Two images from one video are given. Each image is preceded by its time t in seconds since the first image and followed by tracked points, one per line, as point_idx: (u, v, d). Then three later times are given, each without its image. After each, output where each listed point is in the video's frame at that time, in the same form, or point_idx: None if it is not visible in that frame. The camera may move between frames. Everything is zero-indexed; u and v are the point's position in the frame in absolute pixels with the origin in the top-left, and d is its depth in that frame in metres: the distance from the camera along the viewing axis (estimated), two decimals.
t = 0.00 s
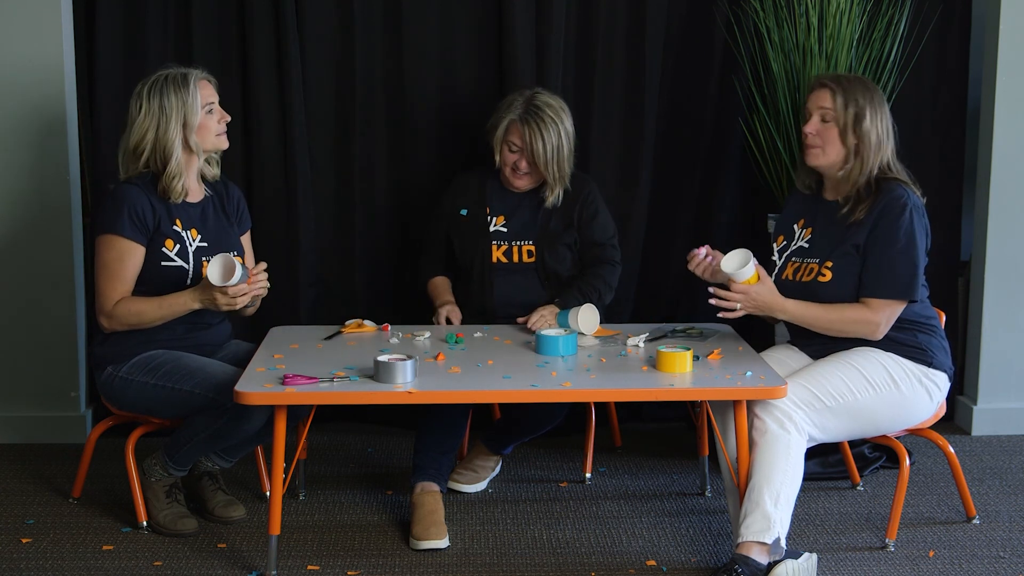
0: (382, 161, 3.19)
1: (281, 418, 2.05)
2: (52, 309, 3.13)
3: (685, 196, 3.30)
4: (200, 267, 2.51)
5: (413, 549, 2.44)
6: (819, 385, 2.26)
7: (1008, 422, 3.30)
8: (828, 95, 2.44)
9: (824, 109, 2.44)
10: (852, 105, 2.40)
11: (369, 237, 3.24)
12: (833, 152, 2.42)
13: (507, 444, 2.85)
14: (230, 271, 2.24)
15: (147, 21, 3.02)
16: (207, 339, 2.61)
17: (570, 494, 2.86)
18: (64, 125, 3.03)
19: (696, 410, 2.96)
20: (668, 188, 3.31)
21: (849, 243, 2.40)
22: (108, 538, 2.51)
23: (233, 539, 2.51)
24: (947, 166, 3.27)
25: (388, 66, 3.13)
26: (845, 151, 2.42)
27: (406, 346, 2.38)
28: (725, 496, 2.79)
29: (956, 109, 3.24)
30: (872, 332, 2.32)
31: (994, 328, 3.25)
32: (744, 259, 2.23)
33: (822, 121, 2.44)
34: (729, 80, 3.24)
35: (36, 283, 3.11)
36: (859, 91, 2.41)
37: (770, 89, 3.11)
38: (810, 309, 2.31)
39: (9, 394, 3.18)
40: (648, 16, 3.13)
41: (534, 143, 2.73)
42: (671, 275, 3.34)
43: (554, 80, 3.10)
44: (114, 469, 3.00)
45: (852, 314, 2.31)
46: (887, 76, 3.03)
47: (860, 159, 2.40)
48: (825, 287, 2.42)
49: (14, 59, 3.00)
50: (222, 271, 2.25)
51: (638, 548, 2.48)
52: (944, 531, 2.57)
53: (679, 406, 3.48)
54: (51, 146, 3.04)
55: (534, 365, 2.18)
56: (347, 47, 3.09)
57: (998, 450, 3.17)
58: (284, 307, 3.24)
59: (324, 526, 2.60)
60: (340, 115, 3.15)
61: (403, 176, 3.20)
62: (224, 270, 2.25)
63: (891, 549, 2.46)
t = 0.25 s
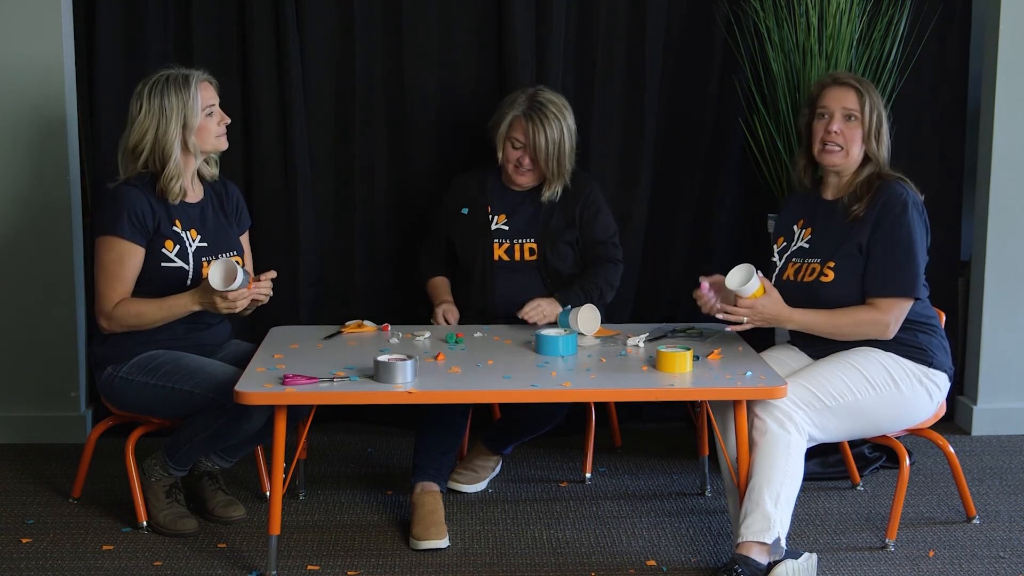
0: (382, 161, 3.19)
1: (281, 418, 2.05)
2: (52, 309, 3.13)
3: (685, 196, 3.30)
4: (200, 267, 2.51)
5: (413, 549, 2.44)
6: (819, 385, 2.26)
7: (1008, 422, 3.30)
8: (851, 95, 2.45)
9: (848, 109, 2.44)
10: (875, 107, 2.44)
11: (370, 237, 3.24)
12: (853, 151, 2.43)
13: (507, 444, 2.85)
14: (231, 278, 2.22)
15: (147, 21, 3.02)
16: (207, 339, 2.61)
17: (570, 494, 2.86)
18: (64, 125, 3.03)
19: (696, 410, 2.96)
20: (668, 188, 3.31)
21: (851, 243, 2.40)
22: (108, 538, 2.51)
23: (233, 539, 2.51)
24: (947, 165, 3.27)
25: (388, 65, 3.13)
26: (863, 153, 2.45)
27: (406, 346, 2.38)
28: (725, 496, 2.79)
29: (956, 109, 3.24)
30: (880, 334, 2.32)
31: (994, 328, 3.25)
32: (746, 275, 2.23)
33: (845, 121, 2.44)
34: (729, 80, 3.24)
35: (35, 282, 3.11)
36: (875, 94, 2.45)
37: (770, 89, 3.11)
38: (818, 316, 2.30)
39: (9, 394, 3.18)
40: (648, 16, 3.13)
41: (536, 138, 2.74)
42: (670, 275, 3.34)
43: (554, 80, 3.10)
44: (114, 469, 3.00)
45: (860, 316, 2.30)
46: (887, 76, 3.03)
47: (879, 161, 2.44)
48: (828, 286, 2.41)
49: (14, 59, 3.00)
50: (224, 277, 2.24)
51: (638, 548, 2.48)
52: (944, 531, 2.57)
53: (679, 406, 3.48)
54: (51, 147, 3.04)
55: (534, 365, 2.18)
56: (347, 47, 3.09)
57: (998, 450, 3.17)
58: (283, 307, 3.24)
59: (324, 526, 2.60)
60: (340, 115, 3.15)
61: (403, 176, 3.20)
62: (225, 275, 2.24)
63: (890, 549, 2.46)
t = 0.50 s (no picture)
0: (382, 161, 3.19)
1: (281, 418, 2.05)
2: (52, 309, 3.13)
3: (685, 196, 3.30)
4: (200, 267, 2.51)
5: (413, 549, 2.44)
6: (819, 384, 2.26)
7: (1008, 422, 3.30)
8: (850, 95, 2.46)
9: (847, 109, 2.45)
10: (873, 107, 2.44)
11: (370, 237, 3.24)
12: (851, 151, 2.44)
13: (507, 444, 2.85)
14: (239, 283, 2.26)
15: (147, 21, 3.02)
16: (207, 339, 2.61)
17: (570, 494, 2.86)
18: (64, 125, 3.03)
19: (696, 410, 2.96)
20: (668, 188, 3.31)
21: (852, 242, 2.40)
22: (108, 538, 2.51)
23: (233, 539, 2.51)
24: (947, 165, 3.27)
25: (388, 65, 3.13)
26: (863, 153, 2.46)
27: (406, 346, 2.38)
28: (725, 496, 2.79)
29: (956, 109, 3.24)
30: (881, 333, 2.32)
31: (994, 328, 3.25)
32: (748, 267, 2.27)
33: (845, 120, 2.45)
34: (729, 80, 3.24)
35: (36, 282, 3.11)
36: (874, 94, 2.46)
37: (770, 89, 3.11)
38: (821, 312, 2.30)
39: (10, 394, 3.18)
40: (648, 16, 3.13)
41: (538, 132, 2.75)
42: (670, 275, 3.34)
43: (554, 80, 3.10)
44: (115, 469, 3.00)
45: (862, 314, 2.30)
46: (887, 76, 3.03)
47: (878, 161, 2.44)
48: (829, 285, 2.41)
49: (14, 60, 3.00)
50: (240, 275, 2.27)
51: (638, 548, 2.48)
52: (944, 531, 2.57)
53: (679, 406, 3.48)
54: (51, 147, 3.04)
55: (533, 365, 2.18)
56: (347, 47, 3.09)
57: (998, 450, 3.17)
58: (283, 307, 3.24)
59: (324, 526, 2.60)
60: (340, 115, 3.15)
61: (403, 176, 3.20)
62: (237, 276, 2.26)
63: (891, 549, 2.46)
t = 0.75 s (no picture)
0: (383, 161, 3.19)
1: (281, 418, 2.05)
2: (52, 309, 3.13)
3: (685, 196, 3.30)
4: (200, 267, 2.51)
5: (413, 549, 2.44)
6: (819, 384, 2.26)
7: (1008, 422, 3.30)
8: (848, 96, 2.46)
9: (848, 109, 2.45)
10: (872, 106, 2.44)
11: (370, 238, 3.24)
12: (851, 151, 2.43)
13: (507, 444, 2.85)
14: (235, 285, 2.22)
15: (147, 21, 3.01)
16: (207, 340, 2.61)
17: (570, 494, 2.86)
18: (64, 125, 3.03)
19: (696, 410, 2.96)
20: (668, 188, 3.31)
21: (852, 242, 2.40)
22: (108, 538, 2.51)
23: (233, 539, 2.51)
24: (947, 165, 3.27)
25: (388, 65, 3.14)
26: (862, 153, 2.45)
27: (406, 346, 2.38)
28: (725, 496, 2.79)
29: (956, 109, 3.24)
30: (881, 333, 2.32)
31: (994, 328, 3.25)
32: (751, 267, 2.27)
33: (845, 120, 2.45)
34: (729, 80, 3.24)
35: (35, 282, 3.11)
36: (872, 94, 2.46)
37: (770, 89, 3.11)
38: (822, 312, 2.31)
39: (10, 394, 3.18)
40: (648, 16, 3.13)
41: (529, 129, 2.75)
42: (670, 275, 3.34)
43: (554, 80, 3.10)
44: (114, 469, 3.00)
45: (862, 314, 2.31)
46: (887, 76, 3.03)
47: (878, 161, 2.44)
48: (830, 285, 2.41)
49: (14, 60, 3.00)
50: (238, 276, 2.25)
51: (638, 548, 2.48)
52: (944, 531, 2.57)
53: (679, 406, 3.48)
54: (51, 146, 3.04)
55: (533, 365, 2.18)
56: (347, 47, 3.09)
57: (998, 450, 3.17)
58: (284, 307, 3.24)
59: (324, 526, 2.60)
60: (340, 115, 3.15)
61: (403, 176, 3.20)
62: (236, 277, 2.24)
63: (891, 549, 2.46)
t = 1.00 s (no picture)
0: (383, 161, 3.19)
1: (281, 418, 2.05)
2: (52, 309, 3.13)
3: (685, 196, 3.29)
4: (199, 267, 2.52)
5: (413, 549, 2.44)
6: (819, 384, 2.26)
7: (1008, 422, 3.30)
8: (841, 96, 2.45)
9: (841, 108, 2.44)
10: (864, 103, 2.44)
11: (370, 238, 3.24)
12: (845, 149, 2.42)
13: (507, 445, 2.85)
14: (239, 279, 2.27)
15: (147, 21, 3.01)
16: (207, 340, 2.61)
17: (570, 494, 2.86)
18: (64, 125, 3.03)
19: (696, 410, 2.96)
20: (668, 188, 3.31)
21: (851, 242, 2.40)
22: (108, 538, 2.51)
23: (233, 539, 2.51)
24: (947, 165, 3.27)
25: (388, 65, 3.14)
26: (857, 151, 2.45)
27: (406, 346, 2.38)
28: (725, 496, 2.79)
29: (956, 109, 3.24)
30: (880, 333, 2.32)
31: (994, 327, 3.25)
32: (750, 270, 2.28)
33: (840, 121, 2.44)
34: (729, 80, 3.24)
35: (35, 282, 3.11)
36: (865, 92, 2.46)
37: (770, 89, 3.11)
38: (821, 312, 2.31)
39: (10, 394, 3.18)
40: (648, 16, 3.13)
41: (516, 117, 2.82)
42: (670, 275, 3.34)
43: (554, 80, 3.10)
44: (114, 470, 3.00)
45: (860, 314, 2.30)
46: (887, 76, 3.03)
47: (873, 160, 2.44)
48: (830, 286, 2.42)
49: (14, 60, 3.00)
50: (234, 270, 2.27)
51: (638, 548, 2.48)
52: (944, 531, 2.57)
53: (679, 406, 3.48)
54: (51, 146, 3.04)
55: (533, 365, 2.18)
56: (347, 47, 3.09)
57: (998, 450, 3.17)
58: (284, 307, 3.24)
59: (324, 526, 2.60)
60: (340, 115, 3.14)
61: (403, 176, 3.20)
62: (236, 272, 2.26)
63: (890, 549, 2.46)
